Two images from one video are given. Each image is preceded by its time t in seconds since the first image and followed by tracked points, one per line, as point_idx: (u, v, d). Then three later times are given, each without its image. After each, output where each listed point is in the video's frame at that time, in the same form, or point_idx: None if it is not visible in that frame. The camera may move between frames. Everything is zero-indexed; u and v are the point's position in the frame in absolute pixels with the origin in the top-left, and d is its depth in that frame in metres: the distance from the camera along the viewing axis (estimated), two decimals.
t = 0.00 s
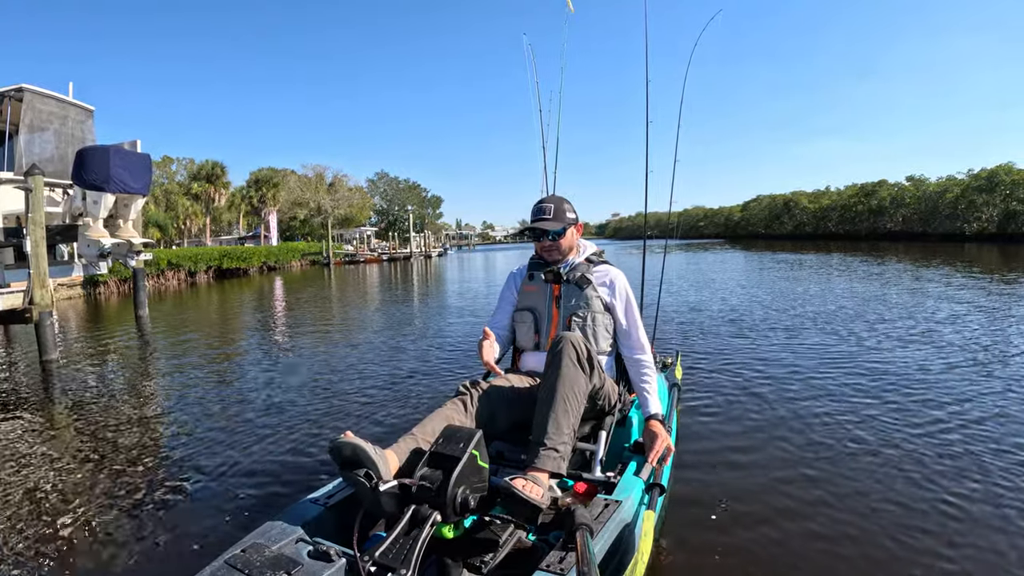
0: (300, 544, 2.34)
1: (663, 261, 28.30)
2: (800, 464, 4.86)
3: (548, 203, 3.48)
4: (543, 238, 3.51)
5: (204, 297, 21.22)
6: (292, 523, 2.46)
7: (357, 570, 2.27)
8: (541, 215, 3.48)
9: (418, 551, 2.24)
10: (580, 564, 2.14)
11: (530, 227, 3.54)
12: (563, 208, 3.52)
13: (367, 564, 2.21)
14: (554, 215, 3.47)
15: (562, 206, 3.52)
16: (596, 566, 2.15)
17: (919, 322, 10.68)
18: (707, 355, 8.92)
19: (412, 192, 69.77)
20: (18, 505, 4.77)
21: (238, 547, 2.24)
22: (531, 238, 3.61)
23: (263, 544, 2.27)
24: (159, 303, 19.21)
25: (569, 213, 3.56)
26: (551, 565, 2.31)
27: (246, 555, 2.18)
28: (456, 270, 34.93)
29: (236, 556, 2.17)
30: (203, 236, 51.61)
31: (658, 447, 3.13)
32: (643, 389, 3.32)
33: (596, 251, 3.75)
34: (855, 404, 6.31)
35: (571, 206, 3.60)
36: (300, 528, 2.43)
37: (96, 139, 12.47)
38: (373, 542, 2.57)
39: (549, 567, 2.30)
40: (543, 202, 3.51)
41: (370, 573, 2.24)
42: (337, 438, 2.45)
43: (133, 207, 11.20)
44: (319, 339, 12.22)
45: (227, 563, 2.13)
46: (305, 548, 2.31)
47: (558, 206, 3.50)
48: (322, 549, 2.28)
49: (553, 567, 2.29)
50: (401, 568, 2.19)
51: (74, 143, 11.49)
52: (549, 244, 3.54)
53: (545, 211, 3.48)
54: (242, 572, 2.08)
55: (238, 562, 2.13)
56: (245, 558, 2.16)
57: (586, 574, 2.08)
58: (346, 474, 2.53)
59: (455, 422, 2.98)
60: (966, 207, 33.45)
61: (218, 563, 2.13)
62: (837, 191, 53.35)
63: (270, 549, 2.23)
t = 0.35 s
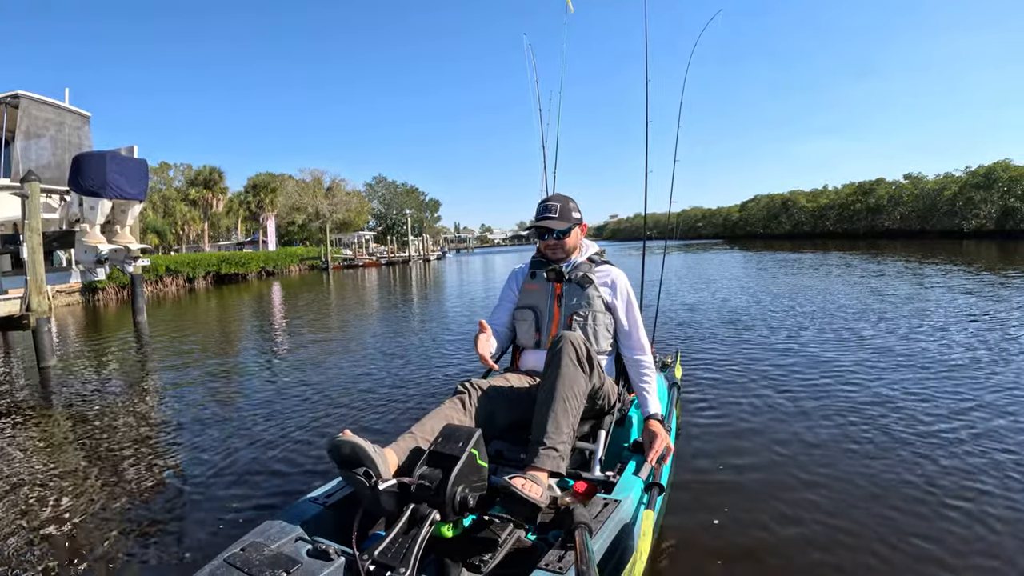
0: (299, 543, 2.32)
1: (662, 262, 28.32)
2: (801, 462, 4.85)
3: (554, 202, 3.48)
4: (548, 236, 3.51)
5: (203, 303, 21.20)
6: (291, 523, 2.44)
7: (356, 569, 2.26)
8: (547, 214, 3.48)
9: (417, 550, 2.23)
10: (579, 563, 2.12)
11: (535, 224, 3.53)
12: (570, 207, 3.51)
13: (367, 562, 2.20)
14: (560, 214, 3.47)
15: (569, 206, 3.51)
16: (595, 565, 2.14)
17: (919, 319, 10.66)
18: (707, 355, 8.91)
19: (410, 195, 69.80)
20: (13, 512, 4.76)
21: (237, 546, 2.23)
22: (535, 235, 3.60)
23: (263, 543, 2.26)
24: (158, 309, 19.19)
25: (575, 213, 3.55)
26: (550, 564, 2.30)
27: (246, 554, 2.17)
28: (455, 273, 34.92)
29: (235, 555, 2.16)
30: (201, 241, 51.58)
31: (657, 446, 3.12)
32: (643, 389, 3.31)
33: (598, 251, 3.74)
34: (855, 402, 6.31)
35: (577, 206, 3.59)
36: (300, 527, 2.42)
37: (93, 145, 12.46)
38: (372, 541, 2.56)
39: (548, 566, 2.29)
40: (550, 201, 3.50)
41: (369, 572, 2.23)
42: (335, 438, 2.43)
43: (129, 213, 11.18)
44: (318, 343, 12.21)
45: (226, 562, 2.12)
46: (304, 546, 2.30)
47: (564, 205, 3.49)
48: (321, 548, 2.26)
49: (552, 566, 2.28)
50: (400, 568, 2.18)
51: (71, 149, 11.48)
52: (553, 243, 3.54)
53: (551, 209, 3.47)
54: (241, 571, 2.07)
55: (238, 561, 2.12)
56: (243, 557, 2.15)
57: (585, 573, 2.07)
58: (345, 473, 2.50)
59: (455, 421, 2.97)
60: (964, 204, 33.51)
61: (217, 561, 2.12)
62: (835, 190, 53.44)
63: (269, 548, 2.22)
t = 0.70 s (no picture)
0: (300, 544, 2.31)
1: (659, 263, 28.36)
2: (800, 463, 4.87)
3: (560, 202, 3.49)
4: (554, 235, 3.51)
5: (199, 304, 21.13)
6: (292, 524, 2.44)
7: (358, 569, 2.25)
8: (553, 213, 3.49)
9: (419, 550, 2.23)
10: (580, 563, 2.12)
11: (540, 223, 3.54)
12: (575, 208, 3.52)
13: (368, 563, 2.19)
14: (566, 214, 3.48)
15: (575, 207, 3.53)
16: (596, 566, 2.14)
17: (916, 320, 10.70)
18: (705, 356, 8.91)
19: (407, 196, 69.72)
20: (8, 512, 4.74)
21: (238, 547, 2.22)
22: (540, 234, 3.59)
23: (264, 544, 2.25)
24: (153, 310, 19.11)
25: (581, 213, 3.57)
26: (551, 565, 2.30)
27: (247, 555, 2.16)
28: (452, 273, 34.88)
29: (237, 556, 2.15)
30: (197, 242, 51.42)
31: (658, 446, 3.11)
32: (643, 389, 3.30)
33: (600, 252, 3.74)
34: (853, 402, 6.33)
35: (582, 207, 3.59)
36: (300, 528, 2.40)
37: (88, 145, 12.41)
38: (373, 542, 2.55)
39: (549, 566, 2.29)
40: (556, 200, 3.51)
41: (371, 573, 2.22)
42: (336, 439, 2.43)
43: (125, 213, 11.14)
44: (314, 344, 12.16)
45: (228, 563, 2.11)
46: (305, 547, 2.29)
47: (571, 205, 3.51)
48: (323, 549, 2.26)
49: (553, 567, 2.28)
50: (401, 568, 2.17)
51: (66, 149, 11.43)
52: (558, 242, 3.54)
53: (556, 208, 3.48)
54: (243, 572, 2.06)
55: (239, 562, 2.11)
56: (245, 558, 2.14)
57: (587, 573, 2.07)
58: (346, 474, 2.49)
59: (456, 422, 2.96)
60: (960, 204, 33.68)
61: (218, 563, 2.11)
62: (832, 190, 53.58)
63: (270, 549, 2.21)
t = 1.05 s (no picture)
0: (300, 544, 2.31)
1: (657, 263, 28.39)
2: (798, 463, 4.88)
3: (555, 202, 3.49)
4: (549, 235, 3.50)
5: (195, 302, 21.05)
6: (292, 525, 2.43)
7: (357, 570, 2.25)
8: (548, 213, 3.49)
9: (419, 551, 2.22)
10: (580, 564, 2.12)
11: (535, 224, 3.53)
12: (571, 208, 3.52)
13: (368, 563, 2.19)
14: (561, 214, 3.48)
15: (570, 207, 3.53)
16: (596, 566, 2.13)
17: (913, 320, 10.75)
18: (703, 356, 8.91)
19: (404, 195, 69.60)
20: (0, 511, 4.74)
21: (239, 548, 2.21)
22: (535, 235, 3.59)
23: (264, 544, 2.24)
24: (149, 309, 19.01)
25: (576, 214, 3.56)
26: (551, 565, 2.29)
27: (247, 555, 2.15)
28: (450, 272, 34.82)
29: (237, 556, 2.14)
30: (193, 240, 51.21)
31: (658, 447, 3.11)
32: (642, 389, 3.30)
33: (597, 252, 3.74)
34: (850, 403, 6.35)
35: (577, 207, 3.60)
36: (300, 529, 2.39)
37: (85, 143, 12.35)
38: (372, 543, 2.55)
39: (549, 567, 2.29)
40: (550, 201, 3.51)
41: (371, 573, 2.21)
42: (336, 439, 2.42)
43: (121, 211, 11.09)
44: (312, 343, 12.13)
45: (228, 563, 2.10)
46: (305, 548, 2.28)
47: (565, 205, 3.51)
48: (323, 549, 2.25)
49: (553, 567, 2.28)
50: (401, 569, 2.17)
51: (62, 147, 11.38)
52: (553, 243, 3.54)
53: (551, 208, 3.48)
54: (243, 572, 2.05)
55: (239, 562, 2.10)
56: (245, 558, 2.13)
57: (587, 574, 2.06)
58: (345, 475, 2.48)
59: (455, 422, 2.96)
60: (958, 205, 33.79)
61: (218, 563, 2.10)
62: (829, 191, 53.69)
63: (270, 550, 2.20)
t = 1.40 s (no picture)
0: (300, 544, 2.30)
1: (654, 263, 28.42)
2: (795, 464, 4.90)
3: (545, 200, 3.45)
4: (540, 232, 3.49)
5: (191, 301, 20.96)
6: (291, 524, 2.42)
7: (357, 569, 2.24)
8: (537, 212, 3.45)
9: (419, 551, 2.21)
10: (580, 564, 2.11)
11: (526, 223, 3.51)
12: (561, 207, 3.50)
13: (368, 563, 2.19)
14: (551, 212, 3.44)
15: (560, 205, 3.50)
16: (597, 566, 2.13)
17: (910, 321, 10.78)
18: (701, 357, 8.91)
19: (401, 194, 69.46)
20: None
21: (239, 547, 2.20)
22: (526, 234, 3.59)
23: (264, 544, 2.23)
24: (144, 308, 18.91)
25: (566, 213, 3.54)
26: (551, 565, 2.29)
27: (246, 555, 2.14)
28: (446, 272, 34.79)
29: (236, 556, 2.12)
30: (189, 239, 50.98)
31: (658, 447, 3.11)
32: (639, 389, 3.29)
33: (590, 250, 3.72)
34: (847, 403, 6.37)
35: (568, 206, 3.58)
36: (300, 528, 2.38)
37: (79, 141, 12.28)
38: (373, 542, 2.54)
39: (550, 567, 2.29)
40: (540, 199, 3.47)
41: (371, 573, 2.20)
42: (336, 439, 2.41)
43: (116, 210, 11.02)
44: (308, 343, 12.10)
45: (228, 562, 2.09)
46: (305, 548, 2.27)
47: (555, 202, 3.47)
48: (323, 549, 2.24)
49: (553, 567, 2.27)
50: (401, 568, 2.16)
51: (57, 145, 11.31)
52: (543, 241, 3.52)
53: (540, 207, 3.44)
54: (243, 572, 2.04)
55: (238, 562, 2.09)
56: (245, 558, 2.12)
57: (587, 574, 2.06)
58: (345, 474, 2.47)
59: (455, 422, 2.95)
60: (954, 207, 33.95)
61: (218, 563, 2.09)
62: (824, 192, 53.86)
63: (270, 549, 2.19)
